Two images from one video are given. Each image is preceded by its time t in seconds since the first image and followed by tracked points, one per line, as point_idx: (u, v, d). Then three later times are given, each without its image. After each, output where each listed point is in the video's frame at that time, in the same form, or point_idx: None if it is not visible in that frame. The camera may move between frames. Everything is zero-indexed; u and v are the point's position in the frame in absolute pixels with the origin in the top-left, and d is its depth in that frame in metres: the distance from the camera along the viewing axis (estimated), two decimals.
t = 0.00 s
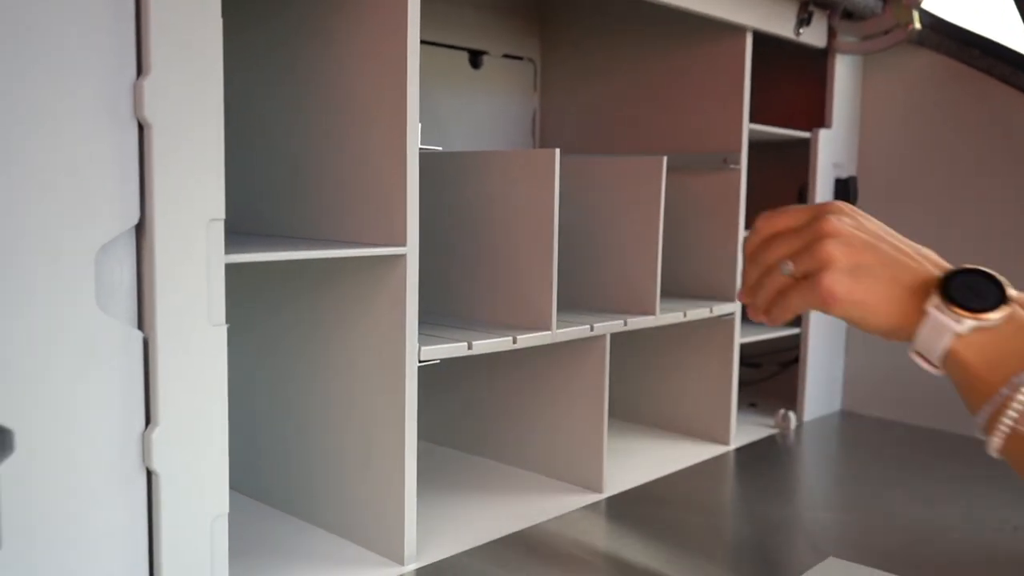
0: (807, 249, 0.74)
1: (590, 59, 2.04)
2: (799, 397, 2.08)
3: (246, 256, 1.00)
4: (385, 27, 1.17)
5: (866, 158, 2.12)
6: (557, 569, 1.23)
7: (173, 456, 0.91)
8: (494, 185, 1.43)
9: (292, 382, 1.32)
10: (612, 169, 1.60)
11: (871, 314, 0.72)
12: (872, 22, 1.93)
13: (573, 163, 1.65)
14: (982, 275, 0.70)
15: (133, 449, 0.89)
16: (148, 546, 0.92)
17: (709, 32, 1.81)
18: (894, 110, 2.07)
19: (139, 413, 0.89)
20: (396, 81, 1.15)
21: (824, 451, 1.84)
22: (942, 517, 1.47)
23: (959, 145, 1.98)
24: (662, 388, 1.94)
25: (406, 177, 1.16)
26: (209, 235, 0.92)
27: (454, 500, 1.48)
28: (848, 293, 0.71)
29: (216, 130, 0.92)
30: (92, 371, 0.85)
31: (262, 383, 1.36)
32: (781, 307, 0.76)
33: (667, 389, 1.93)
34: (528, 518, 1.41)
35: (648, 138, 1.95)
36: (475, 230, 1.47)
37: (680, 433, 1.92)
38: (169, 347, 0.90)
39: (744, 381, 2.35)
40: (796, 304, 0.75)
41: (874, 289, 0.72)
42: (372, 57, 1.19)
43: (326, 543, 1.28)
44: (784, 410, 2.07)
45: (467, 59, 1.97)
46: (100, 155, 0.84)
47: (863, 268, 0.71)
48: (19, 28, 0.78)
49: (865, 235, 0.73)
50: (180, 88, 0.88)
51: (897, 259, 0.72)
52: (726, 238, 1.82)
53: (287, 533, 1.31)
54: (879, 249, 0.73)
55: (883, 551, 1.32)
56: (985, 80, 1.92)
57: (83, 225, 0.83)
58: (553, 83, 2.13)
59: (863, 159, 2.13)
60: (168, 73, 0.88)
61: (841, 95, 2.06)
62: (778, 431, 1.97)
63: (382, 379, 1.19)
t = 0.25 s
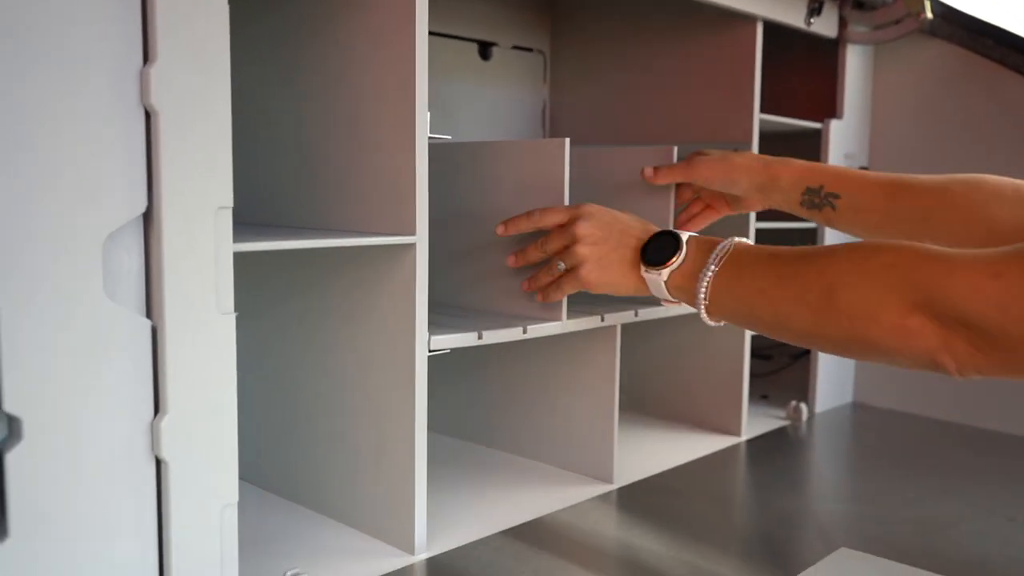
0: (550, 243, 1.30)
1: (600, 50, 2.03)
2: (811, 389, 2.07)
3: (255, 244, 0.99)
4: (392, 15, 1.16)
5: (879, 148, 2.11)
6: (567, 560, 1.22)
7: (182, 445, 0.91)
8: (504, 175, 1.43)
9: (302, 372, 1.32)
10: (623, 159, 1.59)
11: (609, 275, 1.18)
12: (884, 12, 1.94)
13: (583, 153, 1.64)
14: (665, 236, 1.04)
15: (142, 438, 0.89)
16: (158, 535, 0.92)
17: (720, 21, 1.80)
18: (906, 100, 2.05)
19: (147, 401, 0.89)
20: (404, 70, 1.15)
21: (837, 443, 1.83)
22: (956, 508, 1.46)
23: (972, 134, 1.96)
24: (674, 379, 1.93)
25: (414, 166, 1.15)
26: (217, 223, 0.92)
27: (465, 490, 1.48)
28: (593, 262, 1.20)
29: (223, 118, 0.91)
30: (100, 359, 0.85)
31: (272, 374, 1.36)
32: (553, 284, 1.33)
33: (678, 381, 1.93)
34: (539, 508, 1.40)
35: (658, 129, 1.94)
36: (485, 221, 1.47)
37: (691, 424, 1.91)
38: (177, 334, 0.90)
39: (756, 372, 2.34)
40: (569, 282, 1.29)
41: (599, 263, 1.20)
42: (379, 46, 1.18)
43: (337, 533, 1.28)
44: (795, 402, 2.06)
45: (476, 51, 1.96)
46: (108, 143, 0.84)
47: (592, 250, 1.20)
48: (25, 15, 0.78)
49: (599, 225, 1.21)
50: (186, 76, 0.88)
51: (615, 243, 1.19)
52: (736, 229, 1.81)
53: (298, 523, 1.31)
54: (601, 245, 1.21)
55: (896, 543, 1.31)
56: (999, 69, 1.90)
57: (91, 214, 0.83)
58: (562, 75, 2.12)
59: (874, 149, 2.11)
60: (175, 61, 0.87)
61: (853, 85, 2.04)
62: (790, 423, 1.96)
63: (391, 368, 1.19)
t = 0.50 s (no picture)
0: (542, 232, 1.34)
1: (613, 38, 2.02)
2: (827, 379, 2.05)
3: (266, 232, 0.99)
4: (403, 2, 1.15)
5: (895, 137, 2.08)
6: (580, 549, 1.21)
7: (195, 431, 0.91)
8: (516, 164, 1.42)
9: (315, 360, 1.32)
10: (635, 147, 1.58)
11: (581, 273, 1.20)
12: None
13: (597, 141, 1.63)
14: (641, 242, 1.08)
15: (155, 424, 0.89)
16: (171, 521, 0.92)
17: (734, 8, 1.78)
18: (921, 89, 2.03)
19: (160, 388, 0.89)
20: (416, 56, 1.14)
21: (852, 433, 1.81)
22: (973, 499, 1.45)
23: (992, 121, 1.93)
24: (688, 370, 1.92)
25: (426, 153, 1.14)
26: (229, 209, 0.92)
27: (477, 480, 1.47)
28: (570, 257, 1.22)
29: (234, 104, 0.91)
30: (112, 345, 0.85)
31: (286, 363, 1.36)
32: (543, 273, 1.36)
33: (692, 371, 1.91)
34: (552, 498, 1.40)
35: (671, 117, 1.92)
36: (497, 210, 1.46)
37: (705, 415, 1.90)
38: (190, 321, 0.90)
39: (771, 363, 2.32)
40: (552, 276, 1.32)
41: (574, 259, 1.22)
42: (391, 33, 1.17)
43: (350, 521, 1.28)
44: (811, 392, 2.05)
45: (488, 39, 1.95)
46: (120, 129, 0.84)
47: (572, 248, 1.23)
48: (35, 1, 0.77)
49: (583, 219, 1.24)
50: (197, 62, 0.88)
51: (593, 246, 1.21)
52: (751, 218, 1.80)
53: (311, 511, 1.31)
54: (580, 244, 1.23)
55: (914, 532, 1.30)
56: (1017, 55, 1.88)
57: (103, 200, 0.83)
58: (575, 63, 2.10)
59: (892, 138, 2.09)
60: (186, 46, 0.87)
61: (869, 72, 2.02)
62: (805, 414, 1.95)
63: (404, 357, 1.18)
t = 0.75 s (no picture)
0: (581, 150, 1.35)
1: (619, 35, 2.01)
2: (836, 377, 2.05)
3: (273, 229, 0.99)
4: None
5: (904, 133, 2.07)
6: (588, 547, 1.21)
7: (203, 429, 0.91)
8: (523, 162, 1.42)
9: (322, 359, 1.32)
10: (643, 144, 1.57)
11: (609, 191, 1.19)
12: None
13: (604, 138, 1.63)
14: (679, 172, 1.09)
15: (163, 422, 0.89)
16: (180, 519, 0.92)
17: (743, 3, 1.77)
18: (929, 85, 2.02)
19: (168, 385, 0.89)
20: (423, 53, 1.14)
21: (862, 431, 1.80)
22: (984, 496, 1.44)
23: (1001, 116, 1.91)
24: (696, 367, 1.91)
25: (433, 150, 1.14)
26: (236, 206, 0.92)
27: (485, 478, 1.47)
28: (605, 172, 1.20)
29: (241, 102, 0.91)
30: (120, 343, 0.85)
31: (294, 361, 1.36)
32: (573, 189, 1.40)
33: (700, 368, 1.91)
34: (560, 496, 1.40)
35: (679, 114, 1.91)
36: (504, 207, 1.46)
37: (713, 412, 1.89)
38: (197, 318, 0.90)
39: (779, 360, 2.31)
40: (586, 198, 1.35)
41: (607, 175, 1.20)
42: (397, 30, 1.17)
43: (358, 519, 1.28)
44: (820, 390, 2.04)
45: (495, 36, 1.95)
46: (127, 126, 0.83)
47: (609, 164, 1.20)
48: None
49: (626, 137, 1.20)
50: (204, 61, 0.88)
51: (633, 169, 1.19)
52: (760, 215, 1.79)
53: (319, 509, 1.31)
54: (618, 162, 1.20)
55: (924, 530, 1.29)
56: None
57: (111, 198, 0.83)
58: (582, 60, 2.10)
59: (901, 134, 2.08)
60: (193, 44, 0.87)
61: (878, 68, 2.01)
62: (814, 411, 1.94)
63: (411, 354, 1.18)
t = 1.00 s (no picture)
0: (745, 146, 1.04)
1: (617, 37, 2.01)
2: (834, 378, 2.05)
3: (270, 233, 1.00)
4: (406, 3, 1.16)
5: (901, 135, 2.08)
6: (586, 548, 1.21)
7: (201, 432, 0.92)
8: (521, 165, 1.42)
9: (321, 361, 1.33)
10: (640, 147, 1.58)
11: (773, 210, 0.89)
12: None
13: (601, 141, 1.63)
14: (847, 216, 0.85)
15: (162, 425, 0.89)
16: (178, 521, 0.92)
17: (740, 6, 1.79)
18: (926, 86, 2.03)
19: (166, 388, 0.90)
20: (420, 56, 1.14)
21: (860, 432, 1.81)
22: (980, 496, 1.44)
23: (998, 118, 1.92)
24: (694, 369, 1.92)
25: (431, 154, 1.15)
26: (234, 210, 0.93)
27: (484, 479, 1.48)
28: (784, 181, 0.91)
29: (240, 107, 0.92)
30: (119, 346, 0.86)
31: (293, 364, 1.37)
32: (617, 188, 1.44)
33: (698, 370, 1.91)
34: (558, 497, 1.40)
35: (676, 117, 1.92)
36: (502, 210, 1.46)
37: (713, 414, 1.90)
38: (195, 320, 0.90)
39: (778, 361, 2.32)
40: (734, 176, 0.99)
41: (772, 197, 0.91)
42: (395, 33, 1.18)
43: (356, 521, 1.28)
44: (818, 391, 2.04)
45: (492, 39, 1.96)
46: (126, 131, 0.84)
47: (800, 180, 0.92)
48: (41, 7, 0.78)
49: (800, 157, 0.93)
50: (201, 66, 0.88)
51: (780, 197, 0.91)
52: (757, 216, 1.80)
53: (318, 512, 1.31)
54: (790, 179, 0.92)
55: (921, 530, 1.30)
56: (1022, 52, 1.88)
57: (109, 201, 0.83)
58: (580, 63, 2.10)
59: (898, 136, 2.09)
60: (191, 49, 0.88)
61: (875, 70, 2.02)
62: (813, 413, 1.95)
63: (409, 356, 1.19)
